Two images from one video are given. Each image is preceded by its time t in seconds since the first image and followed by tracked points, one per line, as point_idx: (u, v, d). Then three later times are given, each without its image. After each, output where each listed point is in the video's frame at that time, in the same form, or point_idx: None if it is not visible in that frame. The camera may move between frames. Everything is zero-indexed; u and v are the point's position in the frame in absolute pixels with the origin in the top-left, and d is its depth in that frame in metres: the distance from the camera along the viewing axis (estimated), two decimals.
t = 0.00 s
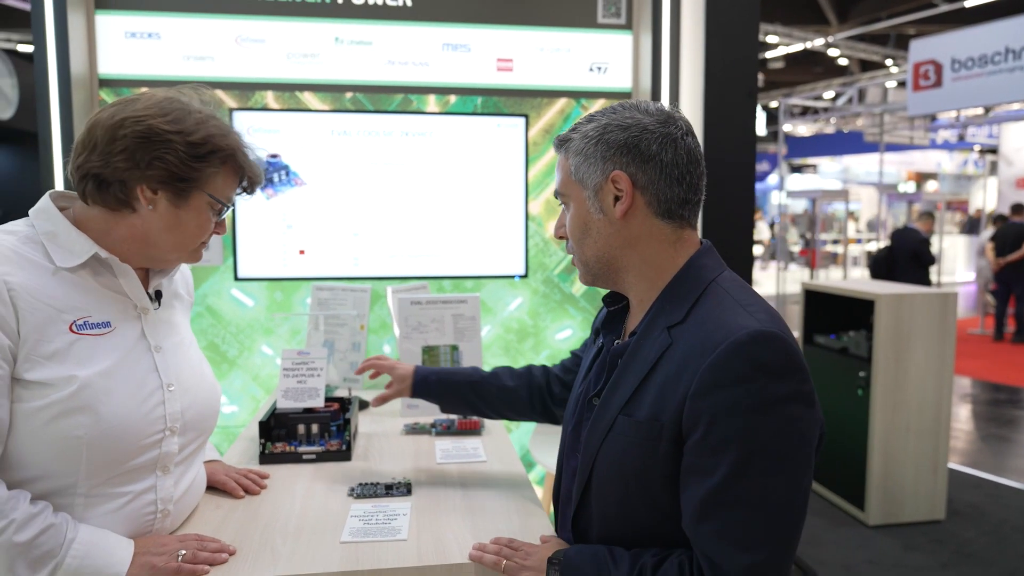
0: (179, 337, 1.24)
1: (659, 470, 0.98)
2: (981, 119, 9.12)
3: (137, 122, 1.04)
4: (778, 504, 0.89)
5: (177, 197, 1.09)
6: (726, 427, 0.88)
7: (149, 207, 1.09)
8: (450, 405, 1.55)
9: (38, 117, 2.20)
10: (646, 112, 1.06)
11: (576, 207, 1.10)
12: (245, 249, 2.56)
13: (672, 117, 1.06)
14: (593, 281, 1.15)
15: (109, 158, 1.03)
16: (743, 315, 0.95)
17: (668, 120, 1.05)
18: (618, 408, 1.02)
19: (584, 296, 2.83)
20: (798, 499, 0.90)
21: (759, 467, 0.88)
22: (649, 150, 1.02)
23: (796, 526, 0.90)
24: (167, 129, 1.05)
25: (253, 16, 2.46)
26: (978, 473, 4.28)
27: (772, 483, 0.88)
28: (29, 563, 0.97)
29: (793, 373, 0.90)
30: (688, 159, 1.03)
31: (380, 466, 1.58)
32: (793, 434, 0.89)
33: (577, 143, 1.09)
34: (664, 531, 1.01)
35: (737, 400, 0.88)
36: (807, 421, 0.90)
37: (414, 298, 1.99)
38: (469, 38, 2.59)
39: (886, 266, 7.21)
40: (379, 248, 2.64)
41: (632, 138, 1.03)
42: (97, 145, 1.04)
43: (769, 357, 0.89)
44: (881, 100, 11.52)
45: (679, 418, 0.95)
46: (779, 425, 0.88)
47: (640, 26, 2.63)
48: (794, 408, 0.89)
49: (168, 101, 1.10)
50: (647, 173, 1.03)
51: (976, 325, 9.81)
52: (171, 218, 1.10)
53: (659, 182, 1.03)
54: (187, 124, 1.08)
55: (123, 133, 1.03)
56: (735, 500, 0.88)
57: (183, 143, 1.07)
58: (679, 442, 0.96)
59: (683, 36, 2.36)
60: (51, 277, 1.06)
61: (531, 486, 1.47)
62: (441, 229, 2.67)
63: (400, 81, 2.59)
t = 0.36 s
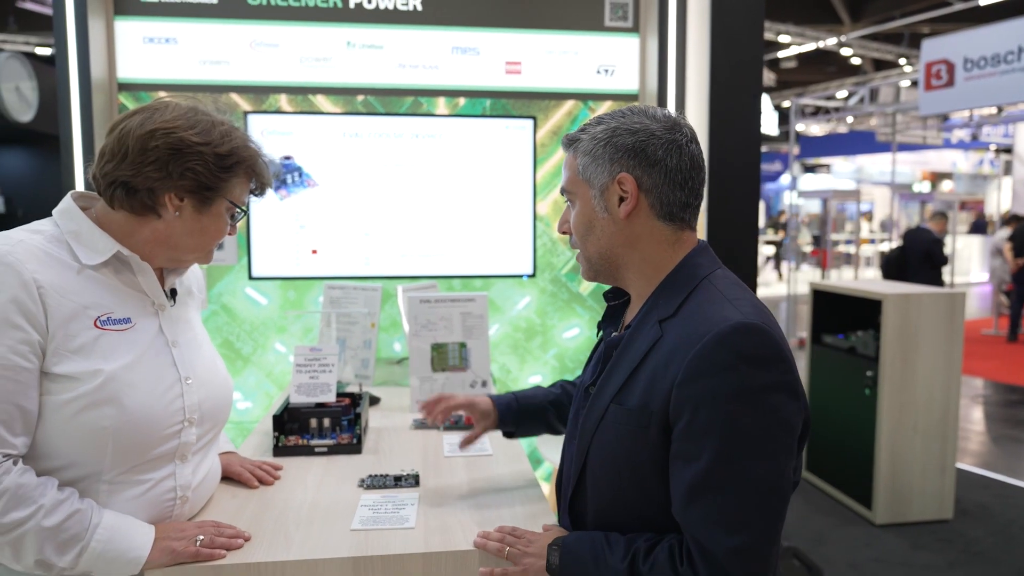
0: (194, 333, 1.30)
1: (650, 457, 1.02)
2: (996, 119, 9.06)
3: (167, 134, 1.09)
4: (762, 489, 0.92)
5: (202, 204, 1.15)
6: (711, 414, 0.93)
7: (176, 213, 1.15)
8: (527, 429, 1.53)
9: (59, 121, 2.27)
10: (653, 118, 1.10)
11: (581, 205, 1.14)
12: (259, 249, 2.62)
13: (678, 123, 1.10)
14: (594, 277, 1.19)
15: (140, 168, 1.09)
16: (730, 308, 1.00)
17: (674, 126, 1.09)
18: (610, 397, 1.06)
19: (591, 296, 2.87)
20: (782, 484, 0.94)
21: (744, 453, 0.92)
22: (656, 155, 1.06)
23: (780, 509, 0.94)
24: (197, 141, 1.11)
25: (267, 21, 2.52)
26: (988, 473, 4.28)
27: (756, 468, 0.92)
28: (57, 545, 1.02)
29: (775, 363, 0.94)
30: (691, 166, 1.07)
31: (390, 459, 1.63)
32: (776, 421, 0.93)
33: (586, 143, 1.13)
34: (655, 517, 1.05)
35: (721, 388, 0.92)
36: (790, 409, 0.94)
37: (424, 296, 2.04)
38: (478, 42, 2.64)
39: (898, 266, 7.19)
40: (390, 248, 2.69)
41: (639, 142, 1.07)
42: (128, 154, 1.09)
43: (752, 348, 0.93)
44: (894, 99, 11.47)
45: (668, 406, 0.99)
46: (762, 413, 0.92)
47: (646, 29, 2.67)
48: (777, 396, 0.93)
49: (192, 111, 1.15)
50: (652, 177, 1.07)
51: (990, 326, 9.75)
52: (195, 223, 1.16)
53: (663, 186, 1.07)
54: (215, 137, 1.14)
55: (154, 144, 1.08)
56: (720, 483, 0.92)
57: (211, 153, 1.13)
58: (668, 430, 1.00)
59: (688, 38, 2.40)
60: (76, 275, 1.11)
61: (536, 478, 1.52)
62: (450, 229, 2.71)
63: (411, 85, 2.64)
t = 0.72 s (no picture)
0: (203, 330, 1.35)
1: (639, 446, 1.06)
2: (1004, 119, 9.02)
3: (166, 135, 1.14)
4: (747, 474, 0.97)
5: (204, 201, 1.19)
6: (698, 404, 0.97)
7: (180, 211, 1.19)
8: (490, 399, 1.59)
9: (73, 124, 2.32)
10: (676, 127, 1.13)
11: (591, 191, 1.15)
12: (266, 250, 2.68)
13: (698, 141, 1.14)
14: (581, 261, 1.22)
15: (142, 168, 1.14)
16: (714, 304, 1.04)
17: (695, 143, 1.13)
18: (601, 389, 1.11)
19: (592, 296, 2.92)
20: (766, 469, 0.98)
21: (730, 440, 0.96)
22: (677, 166, 1.10)
23: (764, 492, 0.98)
24: (195, 140, 1.16)
25: (275, 27, 2.57)
26: (991, 474, 4.29)
27: (743, 454, 0.97)
28: (73, 532, 1.07)
29: (758, 354, 0.99)
30: (699, 185, 1.13)
31: (392, 454, 1.68)
32: (759, 409, 0.98)
33: (611, 136, 1.13)
34: (644, 503, 1.09)
35: (707, 379, 0.97)
36: (771, 398, 0.99)
37: (426, 296, 2.08)
38: (481, 46, 2.69)
39: (904, 267, 7.18)
40: (394, 248, 2.74)
41: (666, 151, 1.10)
42: (132, 157, 1.14)
43: (736, 341, 0.98)
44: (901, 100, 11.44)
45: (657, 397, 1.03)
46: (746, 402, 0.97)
47: (647, 33, 2.71)
48: (759, 386, 0.98)
49: (191, 114, 1.20)
50: (670, 187, 1.11)
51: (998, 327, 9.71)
52: (199, 219, 1.21)
53: (677, 199, 1.11)
54: (212, 136, 1.18)
55: (155, 145, 1.14)
56: (709, 468, 0.97)
57: (209, 151, 1.18)
58: (657, 420, 1.04)
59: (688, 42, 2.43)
60: (91, 274, 1.17)
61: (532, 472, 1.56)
62: (453, 230, 2.76)
63: (416, 88, 2.69)
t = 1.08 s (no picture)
0: (209, 325, 1.39)
1: (629, 437, 1.09)
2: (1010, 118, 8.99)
3: (170, 136, 1.17)
4: (735, 459, 1.00)
5: (207, 201, 1.23)
6: (687, 393, 1.00)
7: (185, 211, 1.23)
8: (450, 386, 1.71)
9: (81, 125, 2.36)
10: (643, 129, 1.17)
11: (569, 201, 1.19)
12: (270, 248, 2.72)
13: (666, 140, 1.18)
14: (569, 268, 1.25)
15: (147, 169, 1.17)
16: (700, 297, 1.08)
17: (663, 141, 1.17)
18: (593, 384, 1.14)
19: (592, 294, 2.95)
20: (752, 454, 1.02)
21: (718, 427, 0.99)
22: (648, 165, 1.14)
23: (751, 477, 1.02)
24: (198, 140, 1.19)
25: (280, 29, 2.61)
26: (993, 473, 4.30)
27: (730, 440, 1.00)
28: (81, 520, 1.11)
29: (742, 344, 1.02)
30: (673, 180, 1.17)
31: (392, 448, 1.72)
32: (744, 397, 1.01)
33: (583, 144, 1.17)
34: (636, 492, 1.12)
35: (695, 368, 1.00)
36: (756, 386, 1.02)
37: (427, 294, 2.12)
38: (483, 47, 2.72)
39: (909, 267, 7.18)
40: (397, 247, 2.78)
41: (636, 151, 1.14)
42: (137, 158, 1.18)
43: (721, 331, 1.01)
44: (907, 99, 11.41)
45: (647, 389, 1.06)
46: (733, 390, 1.00)
47: (647, 34, 2.73)
48: (744, 374, 1.01)
49: (195, 115, 1.23)
50: (643, 184, 1.14)
51: (1004, 327, 9.69)
52: (202, 219, 1.24)
53: (651, 195, 1.15)
54: (213, 135, 1.21)
55: (159, 146, 1.17)
56: (699, 455, 1.00)
57: (212, 151, 1.21)
58: (647, 411, 1.07)
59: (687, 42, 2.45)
60: (98, 270, 1.20)
61: (529, 466, 1.60)
62: (455, 229, 2.80)
63: (417, 89, 2.72)
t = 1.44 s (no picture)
0: (215, 321, 1.41)
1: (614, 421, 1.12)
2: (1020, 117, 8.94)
3: (174, 135, 1.18)
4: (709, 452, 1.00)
5: (213, 197, 1.24)
6: (666, 381, 1.01)
7: (191, 208, 1.25)
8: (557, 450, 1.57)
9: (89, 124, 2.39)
10: (644, 120, 1.17)
11: (573, 194, 1.21)
12: (275, 246, 2.74)
13: (668, 128, 1.17)
14: (582, 262, 1.27)
15: (152, 168, 1.19)
16: (691, 289, 1.09)
17: (664, 130, 1.16)
18: (584, 366, 1.17)
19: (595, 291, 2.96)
20: (730, 450, 1.02)
21: (697, 418, 1.00)
22: (643, 153, 1.14)
23: (727, 472, 1.02)
24: (200, 138, 1.20)
25: (285, 29, 2.63)
26: (998, 473, 4.28)
27: (709, 433, 1.00)
28: (86, 509, 1.13)
29: (727, 339, 1.02)
30: (676, 167, 1.15)
31: (394, 443, 1.74)
32: (725, 392, 1.01)
33: (583, 140, 1.19)
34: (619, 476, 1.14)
35: (676, 357, 1.01)
36: (739, 383, 1.03)
37: (430, 291, 2.14)
38: (486, 46, 2.73)
39: (916, 266, 7.15)
40: (401, 245, 2.80)
41: (630, 141, 1.14)
42: (143, 157, 1.20)
43: (707, 324, 1.02)
44: (915, 98, 11.35)
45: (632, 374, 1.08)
46: (713, 383, 1.00)
47: (650, 33, 2.74)
48: (727, 369, 1.02)
49: (197, 112, 1.24)
50: (639, 173, 1.14)
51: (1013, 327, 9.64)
52: (210, 217, 1.26)
53: (649, 183, 1.15)
54: (215, 132, 1.22)
55: (162, 145, 1.18)
56: (675, 444, 1.00)
57: (215, 149, 1.22)
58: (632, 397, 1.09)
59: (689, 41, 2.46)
60: (108, 266, 1.22)
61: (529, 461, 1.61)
62: (459, 226, 2.81)
63: (422, 88, 2.74)
